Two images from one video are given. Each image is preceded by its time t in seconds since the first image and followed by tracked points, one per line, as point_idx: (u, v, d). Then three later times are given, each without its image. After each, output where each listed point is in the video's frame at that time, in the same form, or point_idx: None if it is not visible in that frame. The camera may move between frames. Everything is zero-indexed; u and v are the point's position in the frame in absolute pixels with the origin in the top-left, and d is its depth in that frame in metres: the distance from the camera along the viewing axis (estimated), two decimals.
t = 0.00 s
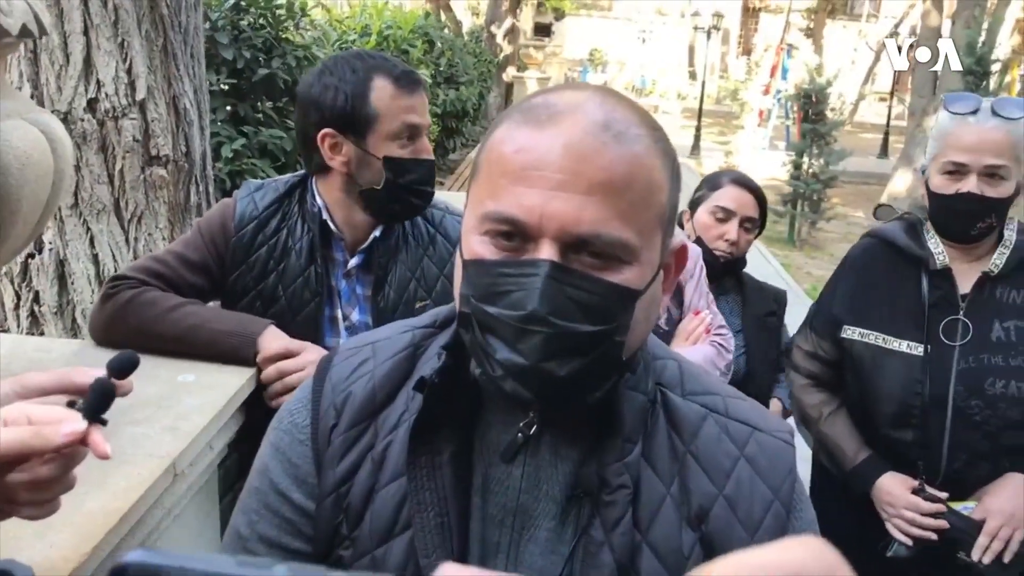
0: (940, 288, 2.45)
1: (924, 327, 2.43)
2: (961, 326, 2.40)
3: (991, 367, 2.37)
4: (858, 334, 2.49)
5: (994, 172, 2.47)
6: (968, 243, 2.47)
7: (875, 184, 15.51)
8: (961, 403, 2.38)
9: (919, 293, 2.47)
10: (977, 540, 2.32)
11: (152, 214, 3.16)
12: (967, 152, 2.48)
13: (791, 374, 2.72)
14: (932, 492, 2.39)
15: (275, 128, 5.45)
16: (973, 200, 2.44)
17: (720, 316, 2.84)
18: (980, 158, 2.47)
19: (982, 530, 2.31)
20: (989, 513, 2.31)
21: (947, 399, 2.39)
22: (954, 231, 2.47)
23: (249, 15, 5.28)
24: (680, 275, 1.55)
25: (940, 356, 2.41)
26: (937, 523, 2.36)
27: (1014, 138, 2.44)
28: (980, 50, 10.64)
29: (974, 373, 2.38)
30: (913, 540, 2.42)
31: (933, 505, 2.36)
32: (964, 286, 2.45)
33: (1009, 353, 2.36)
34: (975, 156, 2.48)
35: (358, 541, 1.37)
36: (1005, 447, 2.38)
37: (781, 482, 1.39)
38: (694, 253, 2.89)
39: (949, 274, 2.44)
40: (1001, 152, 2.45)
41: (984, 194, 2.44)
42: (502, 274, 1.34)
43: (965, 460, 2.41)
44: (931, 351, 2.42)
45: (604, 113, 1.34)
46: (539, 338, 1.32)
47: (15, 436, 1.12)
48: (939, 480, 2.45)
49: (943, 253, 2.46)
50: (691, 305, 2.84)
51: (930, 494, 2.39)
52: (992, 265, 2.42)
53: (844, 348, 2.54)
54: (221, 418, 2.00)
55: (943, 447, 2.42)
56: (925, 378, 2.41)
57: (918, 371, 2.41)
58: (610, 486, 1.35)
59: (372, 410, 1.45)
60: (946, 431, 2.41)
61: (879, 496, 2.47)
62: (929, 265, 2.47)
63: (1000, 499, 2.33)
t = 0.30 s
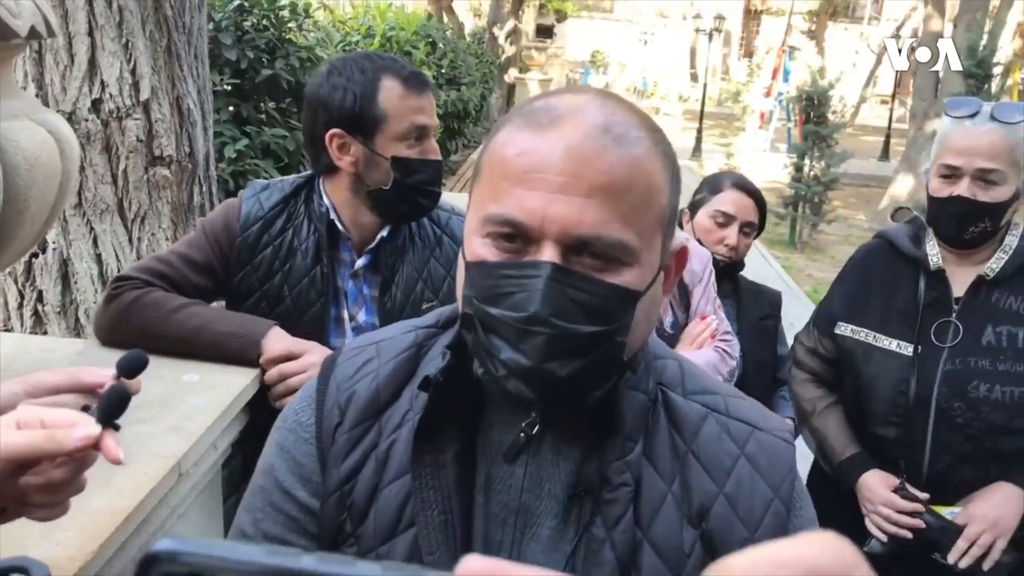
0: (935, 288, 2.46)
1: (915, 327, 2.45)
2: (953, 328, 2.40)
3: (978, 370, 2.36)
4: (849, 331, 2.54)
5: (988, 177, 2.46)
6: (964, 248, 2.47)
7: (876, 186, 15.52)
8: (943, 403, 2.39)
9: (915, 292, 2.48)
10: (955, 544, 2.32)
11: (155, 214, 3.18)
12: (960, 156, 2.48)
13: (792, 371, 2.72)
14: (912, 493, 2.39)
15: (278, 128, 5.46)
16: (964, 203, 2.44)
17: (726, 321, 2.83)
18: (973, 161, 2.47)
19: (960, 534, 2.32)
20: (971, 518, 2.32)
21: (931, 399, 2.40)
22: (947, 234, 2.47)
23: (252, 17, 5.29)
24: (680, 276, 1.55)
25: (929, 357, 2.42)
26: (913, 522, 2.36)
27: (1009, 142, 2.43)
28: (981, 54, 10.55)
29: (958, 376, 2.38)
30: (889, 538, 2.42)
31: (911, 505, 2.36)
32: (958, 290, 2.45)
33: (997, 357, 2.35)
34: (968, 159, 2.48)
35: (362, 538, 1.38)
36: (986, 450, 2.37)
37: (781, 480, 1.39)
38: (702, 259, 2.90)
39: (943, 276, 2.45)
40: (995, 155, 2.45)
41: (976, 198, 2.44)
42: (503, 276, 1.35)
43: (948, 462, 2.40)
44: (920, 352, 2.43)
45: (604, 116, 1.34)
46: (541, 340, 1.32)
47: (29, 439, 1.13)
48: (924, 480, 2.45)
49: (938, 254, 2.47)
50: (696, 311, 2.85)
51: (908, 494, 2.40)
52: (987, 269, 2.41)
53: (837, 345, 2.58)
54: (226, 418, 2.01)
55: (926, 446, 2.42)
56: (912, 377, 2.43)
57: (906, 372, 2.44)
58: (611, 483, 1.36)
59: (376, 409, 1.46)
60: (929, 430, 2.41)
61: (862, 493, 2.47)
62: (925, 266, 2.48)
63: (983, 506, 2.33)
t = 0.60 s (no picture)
0: (938, 296, 2.46)
1: (914, 334, 2.45)
2: (951, 336, 2.40)
3: (970, 378, 2.35)
4: (849, 334, 2.55)
5: (991, 191, 2.45)
6: (968, 261, 2.47)
7: (884, 195, 15.48)
8: (933, 409, 2.38)
9: (917, 300, 2.49)
10: (937, 553, 2.30)
11: (162, 217, 3.18)
12: (962, 169, 2.49)
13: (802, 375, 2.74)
14: (899, 498, 2.39)
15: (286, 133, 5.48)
16: (965, 217, 2.43)
17: (730, 327, 2.84)
18: (975, 175, 2.46)
19: (944, 544, 2.29)
20: (956, 530, 2.29)
21: (921, 405, 2.40)
22: (949, 246, 2.48)
23: (262, 21, 5.31)
24: (680, 283, 1.55)
25: (925, 364, 2.42)
26: (893, 526, 2.35)
27: (1012, 156, 2.42)
28: (989, 64, 10.53)
29: (951, 382, 2.37)
30: (872, 540, 2.42)
31: (895, 509, 2.36)
32: (960, 298, 2.44)
33: (991, 364, 2.33)
34: (971, 172, 2.47)
35: (362, 538, 1.39)
36: (974, 461, 2.36)
37: (782, 485, 1.39)
38: (705, 265, 2.90)
39: (945, 283, 2.46)
40: (998, 169, 2.43)
41: (977, 212, 2.43)
42: (503, 282, 1.35)
43: (935, 469, 2.40)
44: (917, 358, 2.44)
45: (603, 123, 1.35)
46: (539, 346, 1.32)
47: (34, 442, 1.14)
48: (913, 488, 2.45)
49: (940, 262, 2.48)
50: (700, 316, 2.86)
51: (896, 499, 2.39)
52: (988, 279, 2.38)
53: (839, 349, 2.59)
54: (231, 420, 2.01)
55: (916, 452, 2.42)
56: (907, 381, 2.43)
57: (903, 376, 2.44)
58: (610, 487, 1.36)
59: (377, 410, 1.46)
60: (919, 436, 2.41)
61: (851, 494, 2.49)
62: (928, 274, 2.49)
63: (971, 519, 2.30)
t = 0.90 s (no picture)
0: (943, 297, 2.46)
1: (918, 333, 2.45)
2: (954, 336, 2.39)
3: (971, 379, 2.33)
4: (854, 331, 2.55)
5: (997, 199, 2.44)
6: (975, 265, 2.47)
7: (889, 198, 15.45)
8: (932, 409, 2.37)
9: (923, 300, 2.49)
10: (928, 555, 2.30)
11: (167, 215, 3.19)
12: (968, 177, 2.48)
13: (807, 373, 2.75)
14: (894, 497, 2.37)
15: (291, 132, 5.48)
16: (971, 225, 2.42)
17: (732, 328, 2.84)
18: (981, 183, 2.45)
19: (936, 546, 2.29)
20: (949, 532, 2.29)
21: (921, 405, 2.40)
22: (955, 251, 2.48)
23: (267, 20, 5.31)
24: (690, 286, 1.55)
25: (927, 364, 2.41)
26: (886, 524, 2.34)
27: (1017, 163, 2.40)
28: (993, 67, 10.46)
29: (952, 382, 2.36)
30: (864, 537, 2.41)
31: (890, 509, 2.35)
32: (965, 299, 2.44)
33: (992, 366, 2.31)
34: (977, 179, 2.46)
35: (369, 535, 1.38)
36: (973, 463, 2.34)
37: (792, 492, 1.38)
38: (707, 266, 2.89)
39: (950, 284, 2.46)
40: (1004, 177, 2.42)
41: (983, 219, 2.42)
42: (512, 282, 1.35)
43: (931, 469, 2.39)
44: (920, 358, 2.43)
45: (614, 123, 1.34)
46: (549, 347, 1.32)
47: (37, 439, 1.14)
48: (910, 489, 2.44)
49: (946, 263, 2.48)
50: (702, 317, 2.86)
51: (891, 498, 2.38)
52: (996, 281, 2.36)
53: (842, 346, 2.59)
54: (234, 418, 2.02)
55: (913, 453, 2.42)
56: (907, 382, 2.43)
57: (904, 375, 2.44)
58: (617, 490, 1.36)
59: (388, 407, 1.46)
60: (917, 436, 2.41)
61: (846, 491, 2.49)
62: (934, 274, 2.50)
63: (965, 522, 2.29)
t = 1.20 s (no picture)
0: (938, 299, 2.46)
1: (911, 336, 2.45)
2: (948, 339, 2.39)
3: (964, 383, 2.33)
4: (848, 333, 2.56)
5: (989, 203, 2.44)
6: (969, 267, 2.47)
7: (888, 199, 15.47)
8: (925, 412, 2.37)
9: (919, 302, 2.49)
10: (920, 557, 2.30)
11: (166, 215, 3.19)
12: (961, 180, 2.49)
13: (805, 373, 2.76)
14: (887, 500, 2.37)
15: (290, 132, 5.49)
16: (964, 229, 2.42)
17: (729, 328, 2.84)
18: (974, 188, 2.46)
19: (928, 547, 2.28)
20: (942, 534, 2.28)
21: (914, 407, 2.40)
22: (948, 253, 2.48)
23: (266, 21, 5.32)
24: (709, 295, 1.54)
25: (921, 366, 2.41)
26: (878, 526, 2.34)
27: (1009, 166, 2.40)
28: (995, 69, 10.61)
29: (944, 385, 2.35)
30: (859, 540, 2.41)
31: (883, 511, 2.36)
32: (960, 301, 2.44)
33: (984, 370, 2.30)
34: (970, 185, 2.48)
35: (379, 538, 1.38)
36: (964, 467, 2.34)
37: (815, 502, 1.36)
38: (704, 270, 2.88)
39: (944, 287, 2.47)
40: (997, 182, 2.43)
41: (977, 223, 2.42)
42: (523, 291, 1.34)
43: (924, 471, 2.39)
44: (914, 359, 2.43)
45: (628, 132, 1.33)
46: (559, 356, 1.32)
47: (33, 441, 1.14)
48: (905, 491, 2.44)
49: (941, 265, 2.49)
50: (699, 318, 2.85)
51: (883, 500, 2.38)
52: (990, 283, 2.36)
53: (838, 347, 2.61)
54: (232, 418, 2.02)
55: (906, 455, 2.42)
56: (901, 384, 2.43)
57: (898, 377, 2.44)
58: (634, 501, 1.35)
59: (401, 410, 1.46)
60: (910, 439, 2.41)
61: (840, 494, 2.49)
62: (929, 275, 2.51)
63: (958, 524, 2.28)
